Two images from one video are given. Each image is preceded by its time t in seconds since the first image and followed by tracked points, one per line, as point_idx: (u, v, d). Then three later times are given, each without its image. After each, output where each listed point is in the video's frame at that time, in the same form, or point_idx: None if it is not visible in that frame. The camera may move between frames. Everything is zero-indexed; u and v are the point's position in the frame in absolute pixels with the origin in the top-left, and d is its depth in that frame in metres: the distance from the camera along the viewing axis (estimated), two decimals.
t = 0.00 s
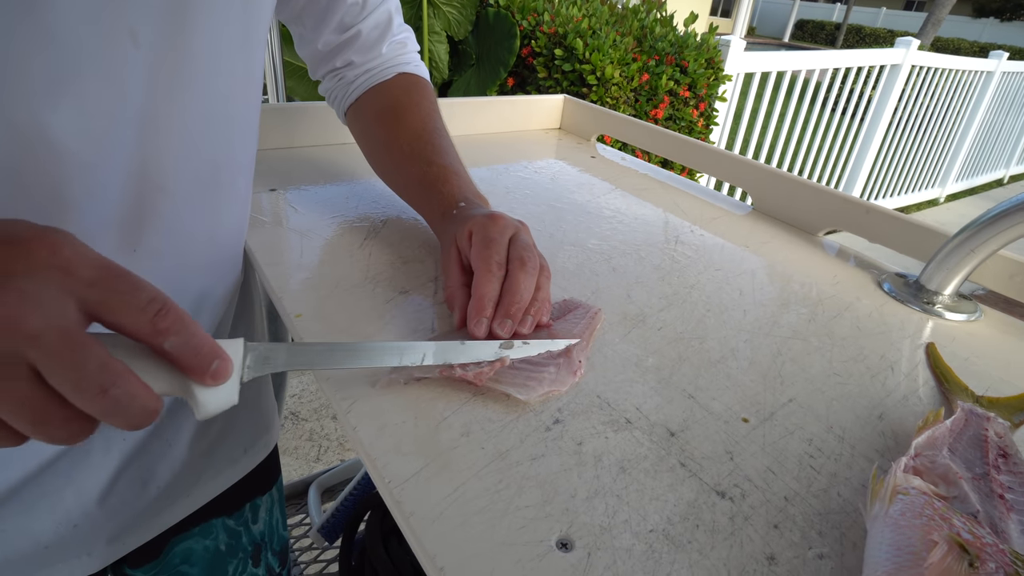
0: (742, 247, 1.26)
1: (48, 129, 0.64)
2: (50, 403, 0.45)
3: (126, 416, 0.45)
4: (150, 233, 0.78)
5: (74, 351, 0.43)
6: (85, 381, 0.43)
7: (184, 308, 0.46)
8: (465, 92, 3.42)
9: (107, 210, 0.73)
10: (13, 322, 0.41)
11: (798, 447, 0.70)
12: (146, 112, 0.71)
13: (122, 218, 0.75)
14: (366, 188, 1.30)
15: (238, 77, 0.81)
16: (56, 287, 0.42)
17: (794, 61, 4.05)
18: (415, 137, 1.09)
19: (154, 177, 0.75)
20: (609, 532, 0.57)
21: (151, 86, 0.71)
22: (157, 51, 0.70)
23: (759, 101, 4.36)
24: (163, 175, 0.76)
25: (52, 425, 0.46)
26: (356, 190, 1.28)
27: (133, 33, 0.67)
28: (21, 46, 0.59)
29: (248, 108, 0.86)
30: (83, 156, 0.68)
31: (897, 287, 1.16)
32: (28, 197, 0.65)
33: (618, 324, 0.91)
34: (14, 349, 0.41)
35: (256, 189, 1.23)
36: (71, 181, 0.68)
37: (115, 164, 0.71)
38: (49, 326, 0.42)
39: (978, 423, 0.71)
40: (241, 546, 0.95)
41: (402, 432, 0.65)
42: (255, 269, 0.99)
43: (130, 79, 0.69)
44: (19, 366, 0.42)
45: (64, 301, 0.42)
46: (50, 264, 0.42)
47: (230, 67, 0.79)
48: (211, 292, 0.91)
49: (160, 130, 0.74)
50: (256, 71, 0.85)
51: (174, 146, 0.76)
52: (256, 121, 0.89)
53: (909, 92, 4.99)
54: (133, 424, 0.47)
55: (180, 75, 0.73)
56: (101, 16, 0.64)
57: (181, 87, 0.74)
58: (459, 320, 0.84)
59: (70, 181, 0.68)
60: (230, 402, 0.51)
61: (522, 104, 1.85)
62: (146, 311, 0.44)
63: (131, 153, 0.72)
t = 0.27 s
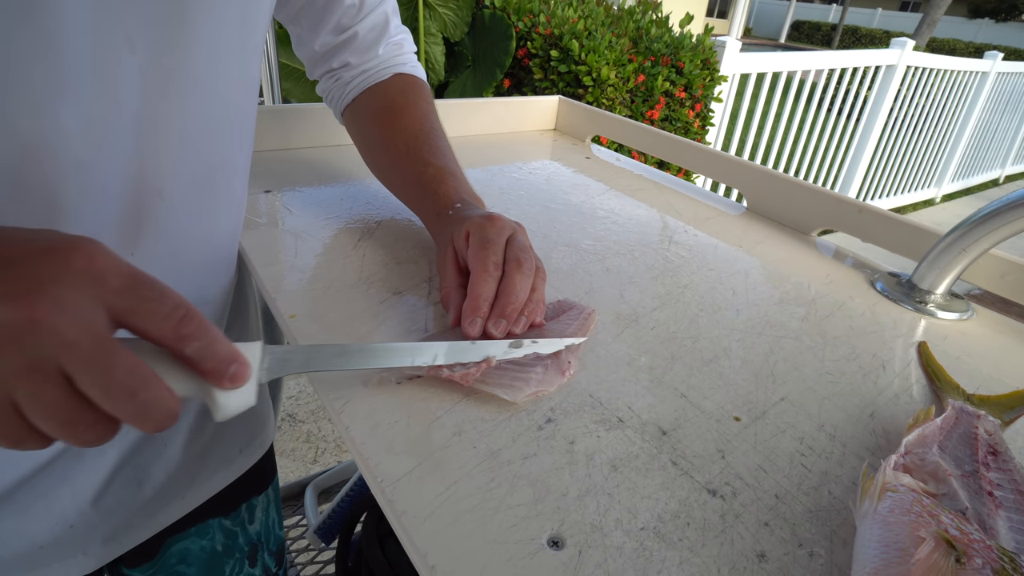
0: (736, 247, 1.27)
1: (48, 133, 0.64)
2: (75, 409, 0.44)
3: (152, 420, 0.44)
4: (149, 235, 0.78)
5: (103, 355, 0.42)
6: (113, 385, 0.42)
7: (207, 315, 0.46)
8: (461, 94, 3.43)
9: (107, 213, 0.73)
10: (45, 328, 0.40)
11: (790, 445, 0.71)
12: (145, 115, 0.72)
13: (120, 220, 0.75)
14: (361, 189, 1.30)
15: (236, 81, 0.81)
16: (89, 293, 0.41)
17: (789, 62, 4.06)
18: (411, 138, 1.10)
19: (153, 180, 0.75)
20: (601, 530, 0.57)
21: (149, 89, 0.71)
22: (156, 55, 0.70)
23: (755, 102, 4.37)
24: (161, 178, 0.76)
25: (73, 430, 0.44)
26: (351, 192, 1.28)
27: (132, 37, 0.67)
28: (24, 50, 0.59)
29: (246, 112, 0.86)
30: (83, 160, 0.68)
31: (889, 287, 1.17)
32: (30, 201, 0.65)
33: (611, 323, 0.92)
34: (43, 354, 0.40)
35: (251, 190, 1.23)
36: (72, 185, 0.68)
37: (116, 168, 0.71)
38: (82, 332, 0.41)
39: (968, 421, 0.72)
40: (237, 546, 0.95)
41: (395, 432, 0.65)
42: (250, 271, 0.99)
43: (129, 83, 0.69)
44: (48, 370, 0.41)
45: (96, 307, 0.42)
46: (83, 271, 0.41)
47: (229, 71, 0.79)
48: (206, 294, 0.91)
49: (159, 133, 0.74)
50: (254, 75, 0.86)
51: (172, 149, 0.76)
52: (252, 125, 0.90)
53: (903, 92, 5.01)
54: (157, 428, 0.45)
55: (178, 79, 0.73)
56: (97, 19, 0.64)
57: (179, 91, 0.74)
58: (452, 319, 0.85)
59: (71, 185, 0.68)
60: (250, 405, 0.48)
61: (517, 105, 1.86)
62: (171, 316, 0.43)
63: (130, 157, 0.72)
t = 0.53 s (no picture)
0: (737, 247, 1.27)
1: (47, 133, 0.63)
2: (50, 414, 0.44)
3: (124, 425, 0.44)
4: (152, 237, 0.78)
5: (63, 360, 0.41)
6: (76, 391, 0.42)
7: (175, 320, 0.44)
8: (462, 94, 3.42)
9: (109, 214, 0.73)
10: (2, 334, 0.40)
11: (790, 445, 0.70)
12: (145, 114, 0.71)
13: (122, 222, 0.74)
14: (361, 188, 1.30)
15: (237, 80, 0.81)
16: (45, 298, 0.41)
17: (790, 62, 4.06)
18: (414, 138, 1.09)
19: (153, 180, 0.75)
20: (601, 529, 0.57)
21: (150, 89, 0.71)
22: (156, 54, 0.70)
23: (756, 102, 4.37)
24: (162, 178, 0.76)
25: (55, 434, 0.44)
26: (352, 190, 1.28)
27: (131, 36, 0.67)
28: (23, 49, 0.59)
29: (247, 112, 0.86)
30: (82, 161, 0.68)
31: (891, 286, 1.16)
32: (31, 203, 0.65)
33: (612, 323, 0.91)
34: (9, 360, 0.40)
35: (252, 189, 1.23)
36: (72, 186, 0.68)
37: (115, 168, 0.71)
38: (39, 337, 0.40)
39: (970, 421, 0.72)
40: (235, 543, 0.95)
41: (395, 430, 0.65)
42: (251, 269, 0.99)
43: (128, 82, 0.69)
44: (11, 376, 0.41)
45: (55, 312, 0.41)
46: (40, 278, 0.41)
47: (229, 70, 0.79)
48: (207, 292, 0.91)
49: (159, 133, 0.74)
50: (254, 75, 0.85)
51: (174, 149, 0.76)
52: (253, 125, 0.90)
53: (905, 93, 5.01)
54: (130, 434, 0.45)
55: (179, 78, 0.73)
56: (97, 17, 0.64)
57: (181, 90, 0.74)
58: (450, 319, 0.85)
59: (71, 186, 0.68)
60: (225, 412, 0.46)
61: (517, 105, 1.86)
62: (135, 323, 0.42)
63: (129, 157, 0.72)
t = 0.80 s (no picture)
0: (737, 246, 1.27)
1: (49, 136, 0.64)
2: (93, 428, 0.45)
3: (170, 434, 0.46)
4: (153, 239, 0.78)
5: (121, 374, 0.43)
6: (132, 402, 0.44)
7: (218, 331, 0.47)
8: (463, 95, 3.43)
9: (110, 216, 0.73)
10: (60, 350, 0.41)
11: (790, 444, 0.70)
12: (146, 117, 0.71)
13: (123, 223, 0.75)
14: (362, 189, 1.30)
15: (241, 83, 0.81)
16: (103, 313, 0.42)
17: (791, 61, 4.06)
18: (418, 137, 1.10)
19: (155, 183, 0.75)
20: (601, 528, 0.57)
21: (152, 91, 0.71)
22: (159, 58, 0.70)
23: (757, 101, 4.37)
24: (164, 180, 0.76)
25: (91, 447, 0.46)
26: (352, 192, 1.28)
27: (133, 40, 0.67)
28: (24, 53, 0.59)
29: (250, 114, 0.86)
30: (83, 164, 0.68)
31: (891, 285, 1.16)
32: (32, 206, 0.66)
33: (612, 323, 0.92)
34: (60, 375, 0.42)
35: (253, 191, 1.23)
36: (73, 188, 0.68)
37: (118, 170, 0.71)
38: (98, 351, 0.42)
39: (971, 419, 0.72)
40: (239, 545, 0.96)
41: (396, 431, 0.65)
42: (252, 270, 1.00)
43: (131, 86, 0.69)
44: (65, 390, 0.42)
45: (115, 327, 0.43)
46: (96, 295, 0.42)
47: (233, 74, 0.79)
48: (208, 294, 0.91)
49: (162, 136, 0.74)
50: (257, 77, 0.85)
51: (176, 152, 0.76)
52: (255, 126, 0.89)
53: (906, 92, 5.01)
54: (174, 442, 0.47)
55: (181, 81, 0.73)
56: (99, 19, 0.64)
57: (184, 93, 0.74)
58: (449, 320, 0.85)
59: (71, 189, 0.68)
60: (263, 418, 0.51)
61: (518, 105, 1.86)
62: (186, 333, 0.45)
63: (131, 160, 0.72)
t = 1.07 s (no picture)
0: (739, 245, 1.27)
1: (52, 134, 0.64)
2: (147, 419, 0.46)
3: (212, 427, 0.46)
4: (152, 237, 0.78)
5: (169, 367, 0.43)
6: (180, 395, 0.44)
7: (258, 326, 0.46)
8: (464, 96, 3.43)
9: (111, 215, 0.74)
10: (111, 343, 0.41)
11: (792, 441, 0.70)
12: (149, 116, 0.72)
13: (125, 222, 0.75)
14: (363, 189, 1.31)
15: (243, 84, 0.82)
16: (147, 306, 0.42)
17: (793, 61, 4.06)
18: (422, 135, 1.10)
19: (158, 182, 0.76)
20: (603, 524, 0.57)
21: (152, 91, 0.71)
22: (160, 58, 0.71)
23: (758, 102, 4.37)
24: (167, 180, 0.77)
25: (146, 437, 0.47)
26: (354, 192, 1.29)
27: (135, 40, 0.68)
28: (29, 52, 0.60)
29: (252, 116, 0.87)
30: (85, 162, 0.68)
31: (893, 284, 1.16)
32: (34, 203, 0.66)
33: (613, 321, 0.92)
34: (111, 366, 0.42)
35: (255, 191, 1.23)
36: (75, 186, 0.69)
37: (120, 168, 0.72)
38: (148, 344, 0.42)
39: (973, 416, 0.72)
40: (241, 544, 0.96)
41: (398, 428, 0.65)
42: (254, 270, 1.00)
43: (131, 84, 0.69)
44: (119, 382, 0.43)
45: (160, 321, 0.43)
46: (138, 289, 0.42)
47: (236, 75, 0.80)
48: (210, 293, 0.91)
49: (165, 136, 0.74)
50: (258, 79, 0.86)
51: (178, 152, 0.76)
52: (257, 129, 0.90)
53: (907, 91, 5.01)
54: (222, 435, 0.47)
55: (182, 82, 0.74)
56: (103, 20, 0.64)
57: (183, 94, 0.74)
58: (449, 320, 0.85)
59: (72, 186, 0.68)
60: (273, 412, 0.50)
61: (519, 106, 1.86)
62: (225, 329, 0.44)
63: (131, 160, 0.72)
